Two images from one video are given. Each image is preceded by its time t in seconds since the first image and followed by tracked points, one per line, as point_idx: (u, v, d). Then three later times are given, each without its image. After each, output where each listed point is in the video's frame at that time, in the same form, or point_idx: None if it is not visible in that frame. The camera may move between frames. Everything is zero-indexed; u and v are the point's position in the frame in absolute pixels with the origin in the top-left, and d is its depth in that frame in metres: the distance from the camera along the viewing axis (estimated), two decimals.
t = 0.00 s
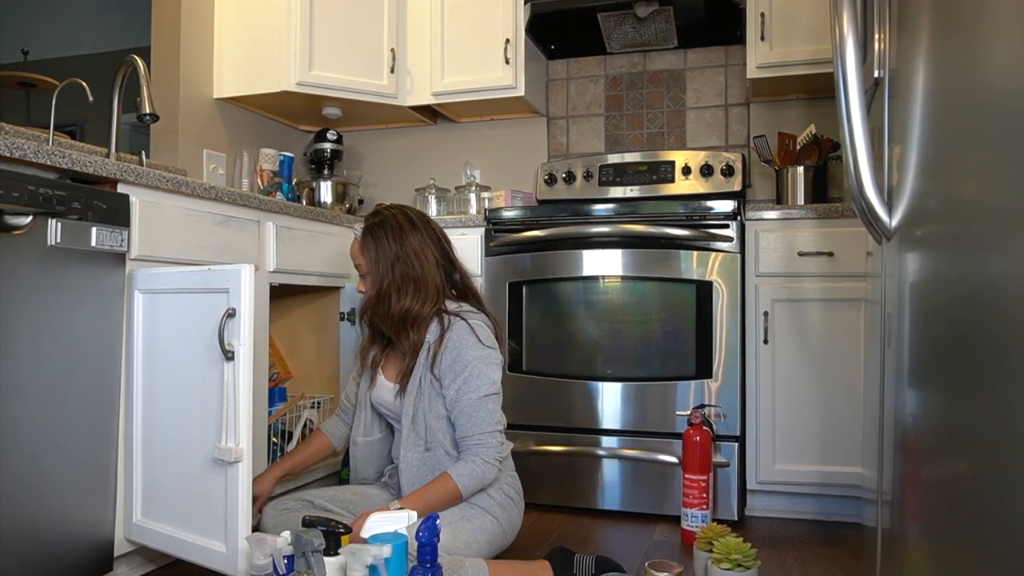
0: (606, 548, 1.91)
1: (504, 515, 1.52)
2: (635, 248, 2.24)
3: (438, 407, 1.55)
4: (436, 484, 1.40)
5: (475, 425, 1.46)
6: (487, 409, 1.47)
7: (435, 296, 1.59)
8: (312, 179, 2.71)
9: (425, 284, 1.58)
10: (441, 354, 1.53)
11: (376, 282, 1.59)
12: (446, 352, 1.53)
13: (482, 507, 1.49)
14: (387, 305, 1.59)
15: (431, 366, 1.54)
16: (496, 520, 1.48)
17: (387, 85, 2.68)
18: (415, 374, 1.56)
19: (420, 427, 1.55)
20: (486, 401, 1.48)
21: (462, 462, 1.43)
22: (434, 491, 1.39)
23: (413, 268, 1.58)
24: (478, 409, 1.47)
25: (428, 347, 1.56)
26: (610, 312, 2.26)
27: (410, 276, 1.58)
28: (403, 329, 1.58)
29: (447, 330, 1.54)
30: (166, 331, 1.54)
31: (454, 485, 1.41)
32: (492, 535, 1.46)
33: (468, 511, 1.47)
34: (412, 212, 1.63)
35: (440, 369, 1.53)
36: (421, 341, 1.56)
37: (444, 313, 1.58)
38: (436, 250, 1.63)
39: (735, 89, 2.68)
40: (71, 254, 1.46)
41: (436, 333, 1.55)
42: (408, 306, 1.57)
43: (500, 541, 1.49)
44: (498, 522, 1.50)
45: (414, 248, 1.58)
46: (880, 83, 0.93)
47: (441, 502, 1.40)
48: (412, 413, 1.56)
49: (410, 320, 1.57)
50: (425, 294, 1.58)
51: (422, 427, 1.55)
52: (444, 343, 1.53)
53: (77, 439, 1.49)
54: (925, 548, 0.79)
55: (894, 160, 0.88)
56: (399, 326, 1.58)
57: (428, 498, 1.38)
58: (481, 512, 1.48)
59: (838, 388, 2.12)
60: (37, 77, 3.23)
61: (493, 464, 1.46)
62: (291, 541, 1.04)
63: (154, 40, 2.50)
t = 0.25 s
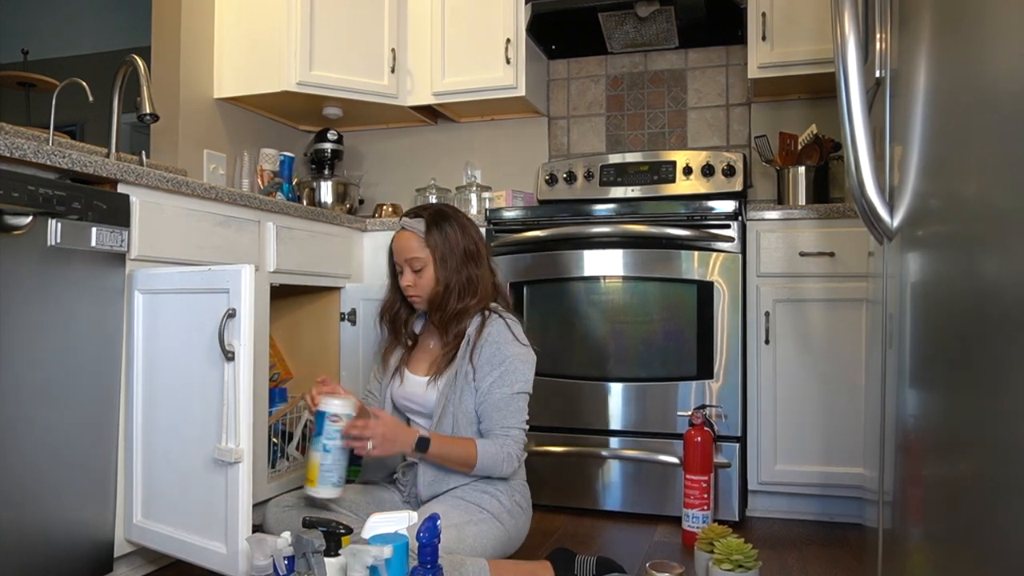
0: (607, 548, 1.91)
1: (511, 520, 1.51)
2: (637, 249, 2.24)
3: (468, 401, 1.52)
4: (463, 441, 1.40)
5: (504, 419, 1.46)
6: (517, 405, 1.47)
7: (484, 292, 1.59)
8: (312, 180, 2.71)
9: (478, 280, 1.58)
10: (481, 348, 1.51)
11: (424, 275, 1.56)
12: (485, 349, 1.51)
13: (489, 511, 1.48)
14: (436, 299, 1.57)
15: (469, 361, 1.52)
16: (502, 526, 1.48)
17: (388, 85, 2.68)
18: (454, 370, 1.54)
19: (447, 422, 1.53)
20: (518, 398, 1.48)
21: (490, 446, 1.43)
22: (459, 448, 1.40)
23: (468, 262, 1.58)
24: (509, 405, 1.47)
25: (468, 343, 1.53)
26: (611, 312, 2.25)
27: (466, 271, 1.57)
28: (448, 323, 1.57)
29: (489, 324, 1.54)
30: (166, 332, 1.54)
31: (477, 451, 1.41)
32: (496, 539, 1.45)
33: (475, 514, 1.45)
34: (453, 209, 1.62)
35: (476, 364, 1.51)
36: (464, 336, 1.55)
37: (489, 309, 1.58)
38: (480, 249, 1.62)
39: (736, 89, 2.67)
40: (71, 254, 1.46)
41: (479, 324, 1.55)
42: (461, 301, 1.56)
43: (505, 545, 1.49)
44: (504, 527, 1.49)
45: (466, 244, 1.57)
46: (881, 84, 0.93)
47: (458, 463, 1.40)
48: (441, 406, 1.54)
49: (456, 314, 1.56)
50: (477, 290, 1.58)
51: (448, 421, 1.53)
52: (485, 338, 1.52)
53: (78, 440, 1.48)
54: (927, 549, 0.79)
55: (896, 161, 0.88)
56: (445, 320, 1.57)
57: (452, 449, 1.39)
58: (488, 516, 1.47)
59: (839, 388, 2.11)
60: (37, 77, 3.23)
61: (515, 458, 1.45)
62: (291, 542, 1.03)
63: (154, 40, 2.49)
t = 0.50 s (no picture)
0: (608, 549, 1.90)
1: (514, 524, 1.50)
2: (638, 249, 2.23)
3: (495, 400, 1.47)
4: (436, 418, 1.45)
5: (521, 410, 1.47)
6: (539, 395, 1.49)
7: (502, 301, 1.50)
8: (313, 180, 2.71)
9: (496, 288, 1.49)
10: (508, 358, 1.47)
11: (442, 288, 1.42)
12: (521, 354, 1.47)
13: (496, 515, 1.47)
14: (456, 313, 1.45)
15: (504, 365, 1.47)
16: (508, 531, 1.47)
17: (389, 85, 2.67)
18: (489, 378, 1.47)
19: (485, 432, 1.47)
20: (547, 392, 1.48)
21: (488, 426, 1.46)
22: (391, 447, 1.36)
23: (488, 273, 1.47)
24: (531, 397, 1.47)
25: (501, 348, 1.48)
26: (612, 313, 2.25)
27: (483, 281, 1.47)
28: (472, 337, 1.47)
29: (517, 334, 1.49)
30: (166, 332, 1.54)
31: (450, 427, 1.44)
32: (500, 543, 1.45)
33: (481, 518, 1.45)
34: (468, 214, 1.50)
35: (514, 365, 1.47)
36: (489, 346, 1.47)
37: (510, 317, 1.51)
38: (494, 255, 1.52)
39: (738, 89, 2.67)
40: (71, 254, 1.46)
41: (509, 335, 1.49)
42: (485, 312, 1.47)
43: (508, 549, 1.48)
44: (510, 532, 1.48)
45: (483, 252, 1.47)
46: (883, 84, 0.93)
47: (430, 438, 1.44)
48: (473, 416, 1.47)
49: (484, 327, 1.47)
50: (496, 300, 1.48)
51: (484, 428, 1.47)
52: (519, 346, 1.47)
53: (78, 440, 1.48)
54: (928, 550, 0.78)
55: (897, 161, 0.87)
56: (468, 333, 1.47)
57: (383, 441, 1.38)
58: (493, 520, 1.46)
59: (840, 389, 2.11)
60: (37, 77, 3.22)
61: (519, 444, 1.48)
62: (292, 543, 1.03)
63: (154, 40, 2.49)
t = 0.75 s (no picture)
0: (609, 550, 1.90)
1: (510, 521, 1.50)
2: (638, 249, 2.23)
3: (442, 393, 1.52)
4: (423, 450, 1.43)
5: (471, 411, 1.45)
6: (490, 397, 1.45)
7: (455, 291, 1.57)
8: (314, 180, 2.71)
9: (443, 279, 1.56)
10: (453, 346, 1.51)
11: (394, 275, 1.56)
12: (457, 347, 1.51)
13: (489, 513, 1.47)
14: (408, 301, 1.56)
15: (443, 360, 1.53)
16: (502, 527, 1.47)
17: (390, 85, 2.67)
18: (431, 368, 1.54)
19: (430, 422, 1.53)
20: (489, 390, 1.46)
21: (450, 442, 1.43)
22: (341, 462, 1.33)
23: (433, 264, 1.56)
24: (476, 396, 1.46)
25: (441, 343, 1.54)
26: (613, 313, 2.25)
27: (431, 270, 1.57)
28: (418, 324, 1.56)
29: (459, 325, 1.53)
30: (166, 332, 1.54)
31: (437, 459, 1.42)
32: (496, 541, 1.45)
33: (475, 517, 1.45)
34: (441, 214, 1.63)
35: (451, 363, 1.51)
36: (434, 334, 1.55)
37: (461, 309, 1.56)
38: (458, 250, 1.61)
39: (739, 90, 2.67)
40: (72, 255, 1.46)
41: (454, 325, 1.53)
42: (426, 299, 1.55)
43: (505, 548, 1.48)
44: (504, 527, 1.48)
45: (436, 243, 1.57)
46: (884, 84, 0.93)
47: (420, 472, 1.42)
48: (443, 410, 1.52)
49: (431, 315, 1.55)
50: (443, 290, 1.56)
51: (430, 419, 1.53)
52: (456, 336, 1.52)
53: (78, 440, 1.48)
54: (929, 551, 0.78)
55: (898, 161, 0.87)
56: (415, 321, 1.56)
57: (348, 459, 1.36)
58: (488, 518, 1.46)
59: (841, 390, 2.11)
60: (38, 77, 3.22)
61: (486, 454, 1.45)
62: (292, 543, 1.02)
63: (154, 40, 2.49)
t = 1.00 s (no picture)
0: (610, 551, 1.90)
1: (508, 517, 1.50)
2: (639, 249, 2.23)
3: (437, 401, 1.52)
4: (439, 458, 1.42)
5: (472, 416, 1.47)
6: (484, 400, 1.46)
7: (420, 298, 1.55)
8: (314, 180, 2.71)
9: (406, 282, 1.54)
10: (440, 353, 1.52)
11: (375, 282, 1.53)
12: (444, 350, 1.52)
13: (486, 511, 1.47)
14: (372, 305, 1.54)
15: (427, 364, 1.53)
16: (501, 525, 1.47)
17: (390, 85, 2.67)
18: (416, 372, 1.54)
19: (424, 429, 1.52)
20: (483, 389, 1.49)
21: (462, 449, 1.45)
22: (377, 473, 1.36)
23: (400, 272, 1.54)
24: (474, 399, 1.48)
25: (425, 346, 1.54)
26: (614, 313, 2.24)
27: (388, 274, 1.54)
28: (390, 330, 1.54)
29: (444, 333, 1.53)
30: (167, 333, 1.53)
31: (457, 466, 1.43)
32: (496, 538, 1.44)
33: (473, 515, 1.45)
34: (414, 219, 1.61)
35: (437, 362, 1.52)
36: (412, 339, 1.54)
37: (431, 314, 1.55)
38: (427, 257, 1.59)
39: (740, 90, 2.66)
40: (72, 255, 1.46)
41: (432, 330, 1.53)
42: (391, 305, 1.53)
43: (504, 545, 1.48)
44: (503, 525, 1.48)
45: (406, 250, 1.55)
46: (886, 84, 0.92)
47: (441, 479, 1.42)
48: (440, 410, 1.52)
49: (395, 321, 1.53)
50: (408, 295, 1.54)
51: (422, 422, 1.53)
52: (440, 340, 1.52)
53: (78, 441, 1.48)
54: (931, 553, 0.78)
55: (900, 161, 0.87)
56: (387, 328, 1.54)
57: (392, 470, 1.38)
58: (485, 516, 1.46)
59: (842, 390, 2.11)
60: (38, 77, 3.22)
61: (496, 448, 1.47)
62: (292, 543, 1.02)
63: (155, 40, 2.49)
